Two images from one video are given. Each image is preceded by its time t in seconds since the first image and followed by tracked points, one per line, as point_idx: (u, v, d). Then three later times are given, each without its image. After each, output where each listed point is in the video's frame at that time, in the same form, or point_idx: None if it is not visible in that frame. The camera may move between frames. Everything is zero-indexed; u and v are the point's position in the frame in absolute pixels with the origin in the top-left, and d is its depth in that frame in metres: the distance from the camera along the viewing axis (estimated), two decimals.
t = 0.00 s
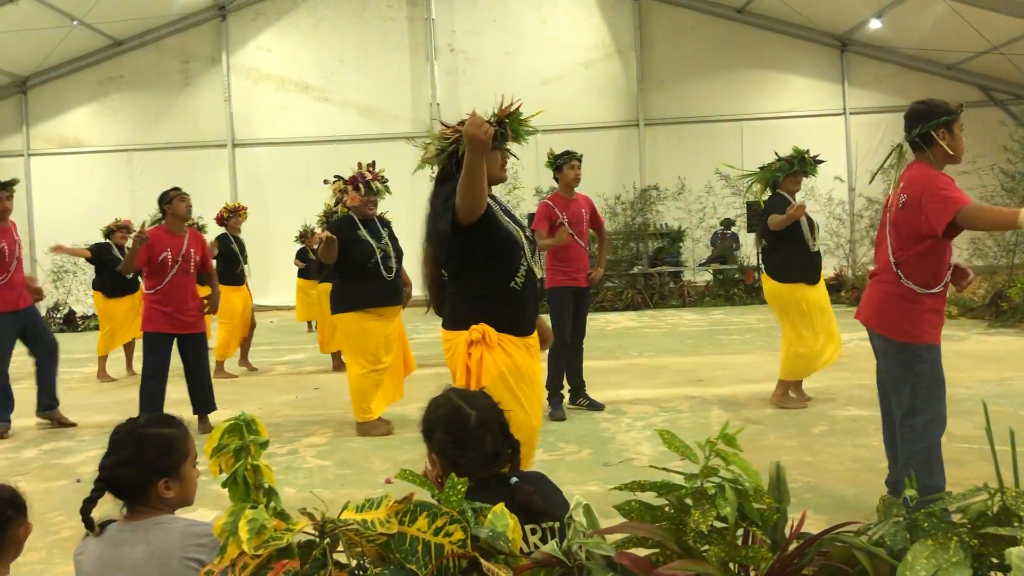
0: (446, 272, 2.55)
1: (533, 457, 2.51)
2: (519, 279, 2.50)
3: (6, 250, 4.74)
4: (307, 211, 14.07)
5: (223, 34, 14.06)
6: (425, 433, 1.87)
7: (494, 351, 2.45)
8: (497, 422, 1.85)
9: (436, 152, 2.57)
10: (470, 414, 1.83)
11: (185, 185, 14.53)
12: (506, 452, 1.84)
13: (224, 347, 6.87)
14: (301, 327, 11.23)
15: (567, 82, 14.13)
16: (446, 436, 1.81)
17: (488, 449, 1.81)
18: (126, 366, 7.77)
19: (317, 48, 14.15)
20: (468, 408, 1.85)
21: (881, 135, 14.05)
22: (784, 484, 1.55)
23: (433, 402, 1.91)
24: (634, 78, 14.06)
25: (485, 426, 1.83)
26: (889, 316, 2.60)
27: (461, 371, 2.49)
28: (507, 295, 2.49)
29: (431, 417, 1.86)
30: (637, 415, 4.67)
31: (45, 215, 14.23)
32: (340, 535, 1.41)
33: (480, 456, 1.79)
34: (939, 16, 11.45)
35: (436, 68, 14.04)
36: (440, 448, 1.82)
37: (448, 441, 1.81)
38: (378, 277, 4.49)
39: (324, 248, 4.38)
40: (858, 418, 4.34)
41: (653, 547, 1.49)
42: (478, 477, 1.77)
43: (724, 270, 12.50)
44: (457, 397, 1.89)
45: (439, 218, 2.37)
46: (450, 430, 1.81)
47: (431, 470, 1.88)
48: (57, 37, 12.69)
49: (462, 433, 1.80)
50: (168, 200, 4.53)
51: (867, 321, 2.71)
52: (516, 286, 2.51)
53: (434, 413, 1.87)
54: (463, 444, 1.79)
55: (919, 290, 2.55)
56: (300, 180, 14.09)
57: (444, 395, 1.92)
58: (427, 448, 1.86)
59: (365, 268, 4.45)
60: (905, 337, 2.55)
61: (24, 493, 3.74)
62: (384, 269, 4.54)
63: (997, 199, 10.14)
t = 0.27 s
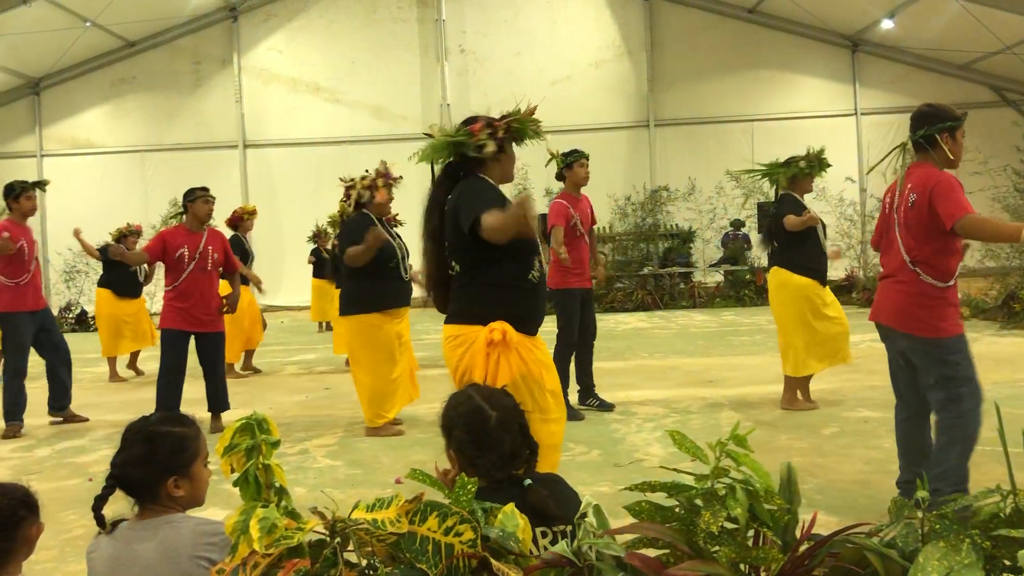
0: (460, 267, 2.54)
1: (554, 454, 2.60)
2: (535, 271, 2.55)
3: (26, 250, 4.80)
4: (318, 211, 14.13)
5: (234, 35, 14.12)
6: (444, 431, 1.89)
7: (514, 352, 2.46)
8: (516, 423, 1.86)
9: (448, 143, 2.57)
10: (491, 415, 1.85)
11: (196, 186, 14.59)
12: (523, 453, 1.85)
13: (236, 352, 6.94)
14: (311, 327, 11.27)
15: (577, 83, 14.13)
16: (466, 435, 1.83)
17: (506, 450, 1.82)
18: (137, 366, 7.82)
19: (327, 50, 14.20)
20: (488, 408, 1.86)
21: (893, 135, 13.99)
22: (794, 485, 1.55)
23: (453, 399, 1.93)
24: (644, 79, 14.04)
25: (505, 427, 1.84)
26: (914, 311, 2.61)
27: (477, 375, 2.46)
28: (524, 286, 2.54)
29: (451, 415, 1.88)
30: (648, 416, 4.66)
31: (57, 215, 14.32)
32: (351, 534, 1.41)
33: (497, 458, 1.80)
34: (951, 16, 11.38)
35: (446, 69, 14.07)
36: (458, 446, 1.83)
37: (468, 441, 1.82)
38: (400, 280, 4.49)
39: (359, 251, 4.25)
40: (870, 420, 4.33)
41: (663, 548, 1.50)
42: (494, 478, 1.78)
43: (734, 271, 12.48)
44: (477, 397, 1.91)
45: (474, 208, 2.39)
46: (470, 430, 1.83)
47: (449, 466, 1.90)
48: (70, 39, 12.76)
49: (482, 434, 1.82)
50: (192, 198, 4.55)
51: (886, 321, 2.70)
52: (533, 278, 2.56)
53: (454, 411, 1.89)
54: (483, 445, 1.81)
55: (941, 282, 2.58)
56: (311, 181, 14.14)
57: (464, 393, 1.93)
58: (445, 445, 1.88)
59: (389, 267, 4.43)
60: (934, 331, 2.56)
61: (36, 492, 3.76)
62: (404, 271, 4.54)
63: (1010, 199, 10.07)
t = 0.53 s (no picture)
0: (485, 262, 2.48)
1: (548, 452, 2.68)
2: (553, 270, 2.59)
3: (49, 250, 4.92)
4: (327, 211, 14.17)
5: (244, 36, 14.17)
6: (461, 427, 1.89)
7: (551, 349, 2.49)
8: (535, 424, 1.85)
9: (472, 141, 2.54)
10: (510, 414, 1.85)
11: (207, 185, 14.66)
12: (540, 454, 1.84)
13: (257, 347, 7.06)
14: (321, 326, 11.30)
15: (586, 83, 14.12)
16: (483, 432, 1.83)
17: (523, 451, 1.81)
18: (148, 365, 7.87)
19: (337, 50, 14.24)
20: (507, 408, 1.86)
21: (903, 135, 13.93)
22: (804, 486, 1.54)
23: (473, 396, 1.92)
24: (654, 80, 14.02)
25: (523, 427, 1.83)
26: (937, 306, 2.63)
27: (510, 371, 2.47)
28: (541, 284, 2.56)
29: (469, 411, 1.88)
30: (657, 417, 4.66)
31: (69, 215, 14.41)
32: (359, 534, 1.42)
33: (512, 459, 1.80)
34: (963, 16, 11.32)
35: (456, 69, 14.09)
36: (475, 443, 1.84)
37: (486, 440, 1.82)
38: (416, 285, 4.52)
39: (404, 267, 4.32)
40: (880, 421, 4.31)
41: (672, 548, 1.49)
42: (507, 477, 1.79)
43: (744, 273, 12.47)
44: (498, 395, 1.90)
45: (513, 211, 2.37)
46: (488, 428, 1.83)
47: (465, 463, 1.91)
48: (82, 39, 12.82)
49: (499, 433, 1.82)
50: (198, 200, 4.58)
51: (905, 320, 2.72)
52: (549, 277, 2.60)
53: (472, 408, 1.89)
54: (500, 444, 1.81)
55: (964, 275, 2.61)
56: (321, 181, 14.19)
57: (483, 390, 1.92)
58: (462, 440, 1.89)
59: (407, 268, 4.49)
60: (960, 326, 2.59)
61: (47, 490, 3.79)
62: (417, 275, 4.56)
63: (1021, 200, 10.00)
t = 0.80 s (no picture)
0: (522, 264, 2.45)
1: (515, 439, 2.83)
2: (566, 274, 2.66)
3: (72, 251, 5.04)
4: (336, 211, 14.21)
5: (253, 36, 14.21)
6: (478, 421, 1.90)
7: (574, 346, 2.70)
8: (551, 423, 1.85)
9: (498, 145, 2.51)
10: (527, 411, 1.85)
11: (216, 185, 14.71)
12: (555, 452, 1.84)
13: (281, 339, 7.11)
14: (329, 326, 11.34)
15: (595, 83, 14.10)
16: (499, 427, 1.84)
17: (538, 448, 1.81)
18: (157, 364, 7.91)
19: (345, 51, 14.26)
20: (525, 405, 1.86)
21: (913, 135, 13.87)
22: (812, 487, 1.54)
23: (490, 391, 1.93)
24: (662, 80, 14.00)
25: (539, 425, 1.84)
26: (997, 305, 2.63)
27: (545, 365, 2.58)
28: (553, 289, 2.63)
29: (486, 405, 1.88)
30: (665, 418, 4.66)
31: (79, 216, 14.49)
32: (367, 533, 1.43)
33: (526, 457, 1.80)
34: (973, 15, 11.26)
35: (464, 69, 14.09)
36: (491, 438, 1.85)
37: (502, 435, 1.83)
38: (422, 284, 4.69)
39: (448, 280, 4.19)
40: (889, 422, 4.30)
41: (680, 549, 1.50)
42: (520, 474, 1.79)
43: (753, 274, 12.45)
44: (516, 391, 1.90)
45: (569, 223, 2.41)
46: (505, 423, 1.84)
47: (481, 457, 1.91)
48: (92, 39, 12.89)
49: (516, 430, 1.82)
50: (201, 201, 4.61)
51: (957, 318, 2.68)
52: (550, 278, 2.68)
53: (489, 402, 1.89)
54: (516, 441, 1.82)
55: (1013, 275, 2.67)
56: (329, 182, 14.22)
57: (500, 386, 1.92)
58: (478, 434, 1.90)
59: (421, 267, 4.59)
60: (1010, 327, 2.64)
61: (57, 488, 3.82)
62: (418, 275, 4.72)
63: None
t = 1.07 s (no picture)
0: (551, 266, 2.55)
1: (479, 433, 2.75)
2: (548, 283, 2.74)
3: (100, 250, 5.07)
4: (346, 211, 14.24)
5: (263, 36, 14.26)
6: (488, 421, 1.90)
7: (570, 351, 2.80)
8: (561, 423, 1.86)
9: (525, 147, 2.49)
10: (537, 412, 1.85)
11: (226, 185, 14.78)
12: (564, 453, 1.84)
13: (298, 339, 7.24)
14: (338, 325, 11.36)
15: (604, 82, 14.08)
16: (509, 428, 1.84)
17: (547, 450, 1.82)
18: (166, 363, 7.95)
19: (354, 50, 14.29)
20: (534, 406, 1.86)
21: (923, 135, 13.81)
22: (822, 487, 1.54)
23: (500, 392, 1.93)
24: (672, 80, 13.98)
25: (549, 427, 1.84)
26: None
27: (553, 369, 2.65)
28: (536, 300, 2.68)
29: (496, 406, 1.88)
30: (674, 418, 4.65)
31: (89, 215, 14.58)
32: (377, 531, 1.43)
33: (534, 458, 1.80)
34: (985, 15, 11.20)
35: (473, 69, 14.11)
36: (500, 439, 1.85)
37: (511, 436, 1.83)
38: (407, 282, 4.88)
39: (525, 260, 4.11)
40: (899, 423, 4.28)
41: (689, 550, 1.49)
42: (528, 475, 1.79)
43: (762, 274, 12.43)
44: (525, 392, 1.90)
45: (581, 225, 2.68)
46: (514, 423, 1.84)
47: (490, 456, 1.91)
48: (103, 39, 12.96)
49: (525, 431, 1.83)
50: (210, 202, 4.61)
51: None
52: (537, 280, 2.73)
53: (500, 402, 1.89)
54: (525, 442, 1.82)
55: None
56: (337, 181, 14.25)
57: (511, 386, 1.93)
58: (488, 434, 1.90)
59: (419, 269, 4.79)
60: None
61: (68, 486, 3.84)
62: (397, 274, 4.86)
63: None
